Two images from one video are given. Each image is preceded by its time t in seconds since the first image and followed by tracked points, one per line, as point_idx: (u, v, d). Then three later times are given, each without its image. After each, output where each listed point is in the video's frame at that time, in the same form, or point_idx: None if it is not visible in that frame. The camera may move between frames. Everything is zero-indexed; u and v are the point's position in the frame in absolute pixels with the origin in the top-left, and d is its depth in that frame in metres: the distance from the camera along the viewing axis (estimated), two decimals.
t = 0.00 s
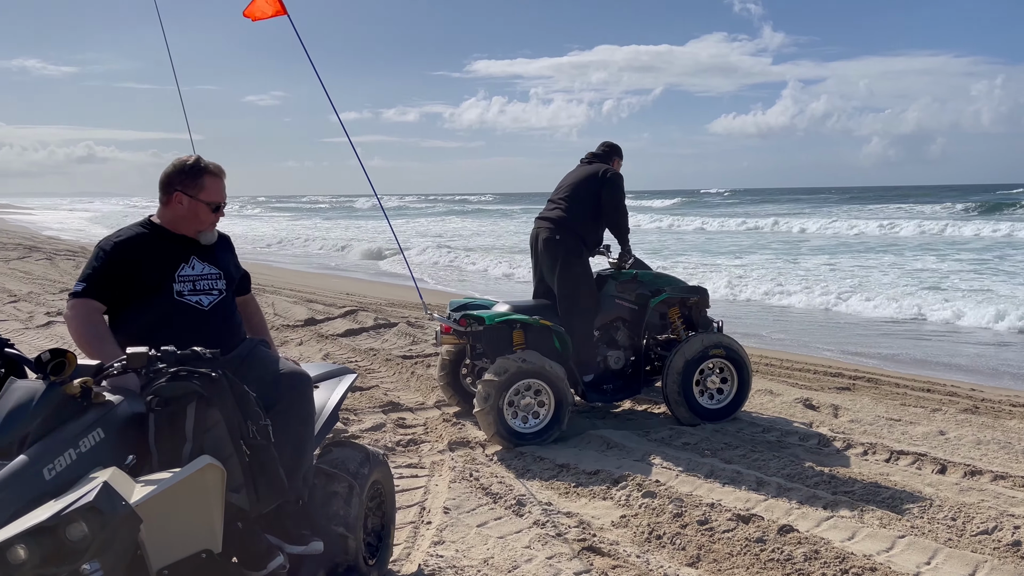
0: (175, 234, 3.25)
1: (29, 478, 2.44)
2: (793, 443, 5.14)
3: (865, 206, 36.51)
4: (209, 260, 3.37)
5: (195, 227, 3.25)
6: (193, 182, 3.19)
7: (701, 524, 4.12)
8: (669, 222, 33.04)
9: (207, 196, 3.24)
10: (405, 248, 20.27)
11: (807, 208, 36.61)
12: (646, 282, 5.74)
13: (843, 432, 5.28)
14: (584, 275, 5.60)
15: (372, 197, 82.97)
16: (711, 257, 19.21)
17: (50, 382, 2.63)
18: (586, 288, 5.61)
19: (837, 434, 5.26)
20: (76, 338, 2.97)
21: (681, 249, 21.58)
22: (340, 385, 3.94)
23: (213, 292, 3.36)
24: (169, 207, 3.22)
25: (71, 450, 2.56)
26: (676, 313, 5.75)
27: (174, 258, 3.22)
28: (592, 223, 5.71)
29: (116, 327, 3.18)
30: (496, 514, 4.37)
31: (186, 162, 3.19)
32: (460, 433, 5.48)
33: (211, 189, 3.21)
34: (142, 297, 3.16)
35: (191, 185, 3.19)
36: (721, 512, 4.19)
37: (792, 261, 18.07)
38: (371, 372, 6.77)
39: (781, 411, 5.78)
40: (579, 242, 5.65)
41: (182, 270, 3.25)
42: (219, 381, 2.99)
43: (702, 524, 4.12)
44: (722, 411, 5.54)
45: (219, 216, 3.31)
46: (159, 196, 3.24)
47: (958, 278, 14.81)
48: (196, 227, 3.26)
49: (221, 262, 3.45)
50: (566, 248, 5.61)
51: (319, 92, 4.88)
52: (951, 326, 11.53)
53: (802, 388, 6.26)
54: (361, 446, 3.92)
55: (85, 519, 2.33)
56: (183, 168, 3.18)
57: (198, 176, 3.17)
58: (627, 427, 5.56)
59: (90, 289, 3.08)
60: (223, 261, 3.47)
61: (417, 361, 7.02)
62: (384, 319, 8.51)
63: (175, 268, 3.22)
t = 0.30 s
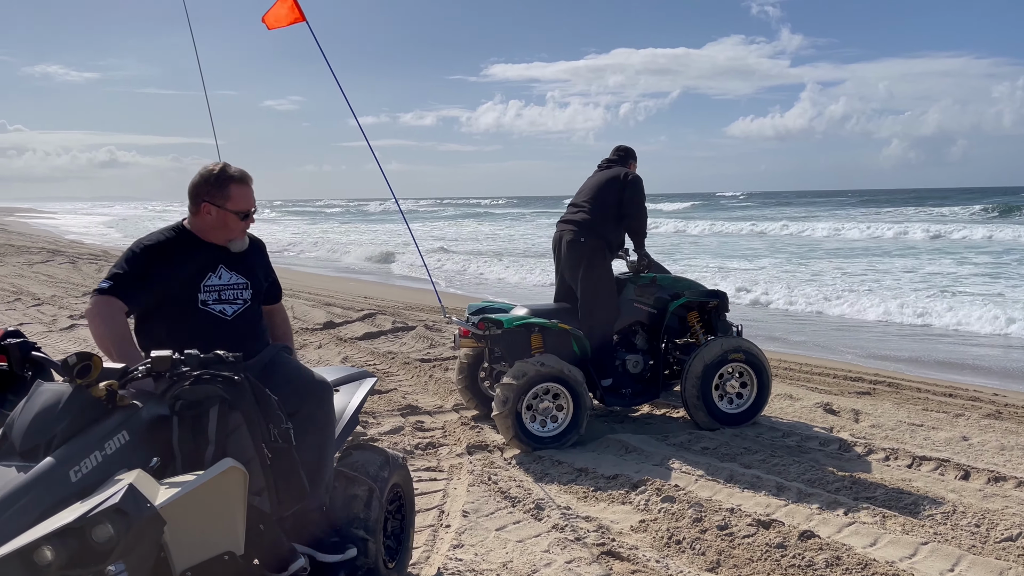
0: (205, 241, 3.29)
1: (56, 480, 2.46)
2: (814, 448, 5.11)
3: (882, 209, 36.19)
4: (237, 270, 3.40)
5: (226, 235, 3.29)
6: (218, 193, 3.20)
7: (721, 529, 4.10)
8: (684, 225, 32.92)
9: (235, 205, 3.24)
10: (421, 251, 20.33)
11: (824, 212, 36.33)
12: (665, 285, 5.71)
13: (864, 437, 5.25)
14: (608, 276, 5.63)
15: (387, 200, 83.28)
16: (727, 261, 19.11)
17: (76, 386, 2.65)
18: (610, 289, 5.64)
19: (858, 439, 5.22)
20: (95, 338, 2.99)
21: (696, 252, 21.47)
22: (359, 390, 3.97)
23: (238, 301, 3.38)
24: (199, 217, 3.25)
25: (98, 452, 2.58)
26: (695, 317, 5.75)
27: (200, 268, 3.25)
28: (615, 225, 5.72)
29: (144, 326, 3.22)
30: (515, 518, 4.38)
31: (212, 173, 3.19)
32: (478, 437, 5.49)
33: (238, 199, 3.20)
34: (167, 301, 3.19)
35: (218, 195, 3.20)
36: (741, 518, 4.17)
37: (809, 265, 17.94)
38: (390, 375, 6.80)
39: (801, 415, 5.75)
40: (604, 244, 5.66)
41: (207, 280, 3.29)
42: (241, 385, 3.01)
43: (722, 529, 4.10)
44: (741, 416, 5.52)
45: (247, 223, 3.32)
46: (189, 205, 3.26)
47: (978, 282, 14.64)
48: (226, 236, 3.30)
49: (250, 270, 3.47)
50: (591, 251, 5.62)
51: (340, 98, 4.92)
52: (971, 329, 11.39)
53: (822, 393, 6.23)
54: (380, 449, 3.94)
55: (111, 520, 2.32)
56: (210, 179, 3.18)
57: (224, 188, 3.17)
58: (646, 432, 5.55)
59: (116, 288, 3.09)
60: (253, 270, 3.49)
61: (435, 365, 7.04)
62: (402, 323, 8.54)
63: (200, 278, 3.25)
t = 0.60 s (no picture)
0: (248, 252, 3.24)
1: (80, 482, 2.47)
2: (833, 453, 5.08)
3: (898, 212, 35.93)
4: (272, 283, 3.37)
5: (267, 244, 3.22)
6: (251, 202, 3.15)
7: (740, 534, 4.08)
8: (698, 228, 32.83)
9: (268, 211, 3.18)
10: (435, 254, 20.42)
11: (838, 215, 36.13)
12: (682, 289, 5.71)
13: (885, 443, 5.21)
14: (629, 278, 5.64)
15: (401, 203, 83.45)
16: (741, 264, 19.03)
17: (101, 389, 2.68)
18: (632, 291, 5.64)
19: (879, 444, 5.18)
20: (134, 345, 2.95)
21: (710, 256, 21.40)
22: (380, 394, 3.97)
23: (269, 317, 3.37)
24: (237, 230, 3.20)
25: (120, 455, 2.59)
26: (712, 321, 5.74)
27: (239, 281, 3.21)
28: (635, 227, 5.73)
29: (177, 324, 3.17)
30: (532, 522, 4.38)
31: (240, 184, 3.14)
32: (495, 441, 5.50)
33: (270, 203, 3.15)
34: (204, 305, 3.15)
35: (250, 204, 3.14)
36: (760, 523, 4.15)
37: (824, 268, 17.84)
38: (407, 378, 6.82)
39: (820, 420, 5.71)
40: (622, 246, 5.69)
41: (246, 293, 3.25)
42: (262, 388, 3.06)
43: (741, 535, 4.08)
44: (760, 420, 5.49)
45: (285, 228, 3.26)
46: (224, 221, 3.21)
47: (996, 285, 14.52)
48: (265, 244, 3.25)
49: (283, 282, 3.44)
50: (611, 254, 5.64)
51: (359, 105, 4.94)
52: (990, 332, 11.28)
53: (841, 397, 6.19)
54: (398, 452, 3.90)
55: (135, 522, 2.34)
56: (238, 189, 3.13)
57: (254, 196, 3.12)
58: (664, 436, 5.54)
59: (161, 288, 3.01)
60: (286, 283, 3.46)
61: (452, 368, 7.06)
62: (419, 326, 8.57)
63: (241, 291, 3.23)
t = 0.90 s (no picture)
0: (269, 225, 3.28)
1: (98, 485, 2.49)
2: (850, 457, 5.04)
3: (912, 215, 35.66)
4: (296, 271, 3.41)
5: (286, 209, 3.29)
6: (264, 172, 3.25)
7: (756, 539, 4.06)
8: (709, 231, 32.71)
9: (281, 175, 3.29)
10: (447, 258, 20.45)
11: (851, 218, 35.90)
12: (698, 292, 5.70)
13: (902, 447, 5.17)
14: (649, 276, 5.71)
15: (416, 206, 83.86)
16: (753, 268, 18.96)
17: (119, 391, 2.70)
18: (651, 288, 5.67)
19: (896, 449, 5.14)
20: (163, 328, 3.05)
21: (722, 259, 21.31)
22: (395, 395, 3.98)
23: (295, 305, 3.39)
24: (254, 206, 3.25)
25: (138, 458, 2.61)
26: (728, 324, 5.72)
27: (269, 269, 3.24)
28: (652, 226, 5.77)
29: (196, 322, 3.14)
30: (547, 525, 4.37)
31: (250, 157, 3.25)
32: (509, 444, 5.50)
33: (283, 166, 3.27)
34: (234, 294, 3.14)
35: (264, 173, 3.24)
36: (776, 528, 4.12)
37: (837, 271, 17.71)
38: (421, 381, 6.84)
39: (836, 424, 5.68)
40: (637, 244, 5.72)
41: (275, 279, 3.28)
42: (277, 391, 3.05)
43: (757, 540, 4.05)
44: (775, 424, 5.46)
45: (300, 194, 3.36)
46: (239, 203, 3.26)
47: (1012, 289, 14.38)
48: (287, 214, 3.32)
49: (304, 272, 3.47)
50: (631, 255, 5.73)
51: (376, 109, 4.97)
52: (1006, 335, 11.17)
53: (857, 402, 6.14)
54: (413, 455, 3.90)
55: (152, 526, 2.35)
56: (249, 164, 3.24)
57: (266, 163, 3.23)
58: (679, 440, 5.52)
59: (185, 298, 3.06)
60: (306, 272, 3.50)
61: (465, 371, 7.07)
62: (432, 329, 8.58)
63: (271, 276, 3.25)
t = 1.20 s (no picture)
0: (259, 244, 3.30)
1: (112, 486, 2.50)
2: (863, 461, 5.01)
3: (924, 218, 35.44)
4: (289, 280, 3.42)
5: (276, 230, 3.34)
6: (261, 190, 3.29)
7: (767, 543, 4.04)
8: (719, 234, 32.59)
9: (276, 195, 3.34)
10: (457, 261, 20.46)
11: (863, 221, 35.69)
12: (709, 295, 5.68)
13: (916, 451, 5.13)
14: (662, 276, 5.69)
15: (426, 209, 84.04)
16: (763, 271, 18.88)
17: (134, 393, 2.71)
18: (663, 290, 5.64)
19: (910, 453, 5.10)
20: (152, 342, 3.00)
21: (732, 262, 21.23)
22: (406, 396, 3.99)
23: (295, 313, 3.41)
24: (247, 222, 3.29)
25: (151, 459, 2.62)
26: (739, 327, 5.72)
27: (263, 278, 3.25)
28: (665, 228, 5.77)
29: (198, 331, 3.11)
30: (557, 528, 4.36)
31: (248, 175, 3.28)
32: (520, 447, 5.49)
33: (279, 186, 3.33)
34: (233, 305, 3.13)
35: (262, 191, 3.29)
36: (787, 532, 4.10)
37: (849, 275, 17.61)
38: (431, 383, 6.85)
39: (849, 428, 5.64)
40: (648, 247, 5.71)
41: (271, 290, 3.27)
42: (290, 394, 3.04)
43: (769, 544, 4.03)
44: (788, 428, 5.44)
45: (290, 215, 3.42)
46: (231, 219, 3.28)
47: None
48: (279, 233, 3.37)
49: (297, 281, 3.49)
50: (644, 255, 5.72)
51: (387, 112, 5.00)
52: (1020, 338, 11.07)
53: (870, 405, 6.10)
54: (425, 457, 3.90)
55: (165, 526, 2.37)
56: (244, 179, 3.29)
57: (264, 181, 3.29)
58: (690, 443, 5.50)
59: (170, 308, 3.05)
60: (298, 282, 3.52)
61: (476, 374, 7.07)
62: (443, 332, 8.59)
63: (266, 287, 3.24)
